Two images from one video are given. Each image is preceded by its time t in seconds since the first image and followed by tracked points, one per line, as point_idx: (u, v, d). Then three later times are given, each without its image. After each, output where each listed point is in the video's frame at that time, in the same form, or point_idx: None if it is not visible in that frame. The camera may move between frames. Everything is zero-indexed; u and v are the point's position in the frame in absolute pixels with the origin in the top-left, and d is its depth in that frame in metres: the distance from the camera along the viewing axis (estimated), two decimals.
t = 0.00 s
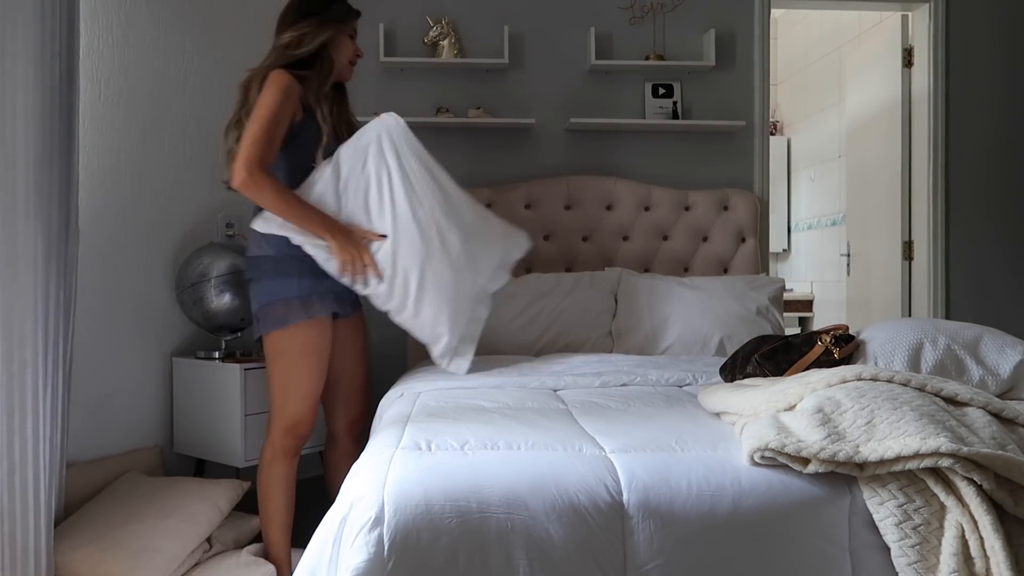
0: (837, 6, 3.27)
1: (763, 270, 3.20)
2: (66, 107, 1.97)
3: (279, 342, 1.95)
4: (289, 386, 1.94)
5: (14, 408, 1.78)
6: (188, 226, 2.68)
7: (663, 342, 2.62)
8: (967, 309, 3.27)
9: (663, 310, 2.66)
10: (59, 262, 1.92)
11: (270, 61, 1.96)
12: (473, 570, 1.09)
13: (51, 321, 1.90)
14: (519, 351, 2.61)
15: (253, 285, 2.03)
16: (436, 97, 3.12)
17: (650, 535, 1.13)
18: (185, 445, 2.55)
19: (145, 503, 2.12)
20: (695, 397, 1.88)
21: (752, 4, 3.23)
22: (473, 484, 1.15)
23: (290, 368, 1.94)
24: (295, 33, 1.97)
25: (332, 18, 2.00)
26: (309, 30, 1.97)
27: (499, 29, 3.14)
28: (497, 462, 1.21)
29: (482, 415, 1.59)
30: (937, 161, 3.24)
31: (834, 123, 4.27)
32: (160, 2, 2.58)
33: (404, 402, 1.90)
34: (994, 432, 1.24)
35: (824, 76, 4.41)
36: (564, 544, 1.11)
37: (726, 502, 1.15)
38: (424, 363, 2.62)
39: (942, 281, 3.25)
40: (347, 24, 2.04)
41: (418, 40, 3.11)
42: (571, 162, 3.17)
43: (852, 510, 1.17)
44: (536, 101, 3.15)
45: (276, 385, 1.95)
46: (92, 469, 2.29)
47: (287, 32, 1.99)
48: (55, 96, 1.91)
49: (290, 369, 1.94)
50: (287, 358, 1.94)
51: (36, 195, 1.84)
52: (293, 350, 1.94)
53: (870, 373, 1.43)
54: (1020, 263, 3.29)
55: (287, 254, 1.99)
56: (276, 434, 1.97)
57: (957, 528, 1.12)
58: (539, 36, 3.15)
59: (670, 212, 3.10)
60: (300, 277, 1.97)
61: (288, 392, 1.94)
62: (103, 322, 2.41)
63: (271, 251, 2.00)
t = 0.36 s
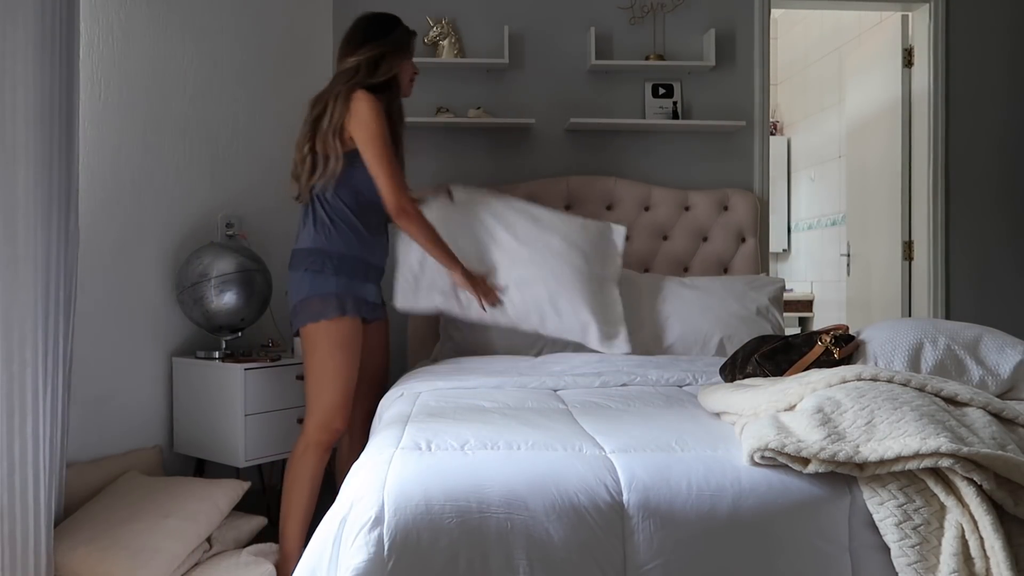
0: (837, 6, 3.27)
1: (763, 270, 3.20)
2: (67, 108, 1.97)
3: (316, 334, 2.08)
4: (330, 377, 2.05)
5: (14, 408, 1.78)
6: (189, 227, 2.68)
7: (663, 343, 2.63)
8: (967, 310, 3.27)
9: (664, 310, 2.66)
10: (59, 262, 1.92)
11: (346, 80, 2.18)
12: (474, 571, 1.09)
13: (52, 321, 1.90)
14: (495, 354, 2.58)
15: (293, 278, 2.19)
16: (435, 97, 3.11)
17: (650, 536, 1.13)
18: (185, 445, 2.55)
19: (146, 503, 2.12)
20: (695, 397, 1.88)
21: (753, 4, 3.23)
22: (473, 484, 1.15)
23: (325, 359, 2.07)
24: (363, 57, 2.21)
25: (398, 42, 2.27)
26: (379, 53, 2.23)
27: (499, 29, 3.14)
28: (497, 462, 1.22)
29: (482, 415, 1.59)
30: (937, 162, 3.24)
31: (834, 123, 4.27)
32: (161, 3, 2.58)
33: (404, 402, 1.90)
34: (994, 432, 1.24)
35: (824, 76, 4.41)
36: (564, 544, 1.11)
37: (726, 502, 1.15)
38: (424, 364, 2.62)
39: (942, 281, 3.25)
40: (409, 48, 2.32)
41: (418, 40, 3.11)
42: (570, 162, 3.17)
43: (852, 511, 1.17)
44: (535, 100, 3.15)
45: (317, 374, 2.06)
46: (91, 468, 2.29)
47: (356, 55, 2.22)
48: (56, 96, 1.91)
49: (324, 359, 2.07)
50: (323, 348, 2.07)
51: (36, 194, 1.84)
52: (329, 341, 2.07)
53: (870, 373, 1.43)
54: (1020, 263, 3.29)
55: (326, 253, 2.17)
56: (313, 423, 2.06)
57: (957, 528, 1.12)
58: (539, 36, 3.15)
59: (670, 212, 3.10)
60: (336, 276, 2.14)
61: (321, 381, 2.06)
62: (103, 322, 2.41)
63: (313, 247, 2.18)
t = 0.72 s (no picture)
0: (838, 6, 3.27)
1: (763, 270, 3.20)
2: (67, 108, 1.97)
3: (338, 324, 2.08)
4: (351, 367, 2.05)
5: (14, 408, 1.78)
6: (189, 227, 2.68)
7: (663, 343, 2.63)
8: (967, 310, 3.27)
9: (664, 311, 2.67)
10: (59, 261, 1.92)
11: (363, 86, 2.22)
12: (474, 571, 1.09)
13: (52, 321, 1.90)
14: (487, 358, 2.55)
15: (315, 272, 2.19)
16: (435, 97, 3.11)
17: (650, 536, 1.13)
18: (185, 445, 2.55)
19: (146, 503, 2.13)
20: (695, 397, 1.88)
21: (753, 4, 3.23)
22: (473, 484, 1.15)
23: (346, 350, 2.06)
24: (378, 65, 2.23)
25: (415, 47, 2.27)
26: (393, 58, 2.24)
27: (499, 29, 3.14)
28: (497, 462, 1.22)
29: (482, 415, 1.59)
30: (937, 162, 3.24)
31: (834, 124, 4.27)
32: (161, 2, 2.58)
33: (404, 403, 1.90)
34: (994, 432, 1.24)
35: (824, 76, 4.41)
36: (564, 544, 1.11)
37: (726, 503, 1.15)
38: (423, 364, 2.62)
39: (942, 281, 3.25)
40: (428, 52, 2.31)
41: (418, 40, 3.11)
42: (571, 162, 3.17)
43: (851, 511, 1.18)
44: (535, 100, 3.15)
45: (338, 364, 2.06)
46: (91, 468, 2.29)
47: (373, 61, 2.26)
48: (55, 96, 1.91)
49: (346, 350, 2.06)
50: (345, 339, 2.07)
51: (36, 194, 1.84)
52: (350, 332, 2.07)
53: (870, 373, 1.43)
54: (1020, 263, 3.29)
55: (347, 246, 2.18)
56: (333, 414, 2.06)
57: (957, 528, 1.12)
58: (539, 36, 3.15)
59: (670, 212, 3.10)
60: (356, 268, 2.14)
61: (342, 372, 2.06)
62: (103, 322, 2.41)
63: (334, 241, 2.20)
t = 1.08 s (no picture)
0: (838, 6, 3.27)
1: (763, 269, 3.20)
2: (67, 108, 1.97)
3: (333, 323, 2.08)
4: (347, 368, 2.05)
5: (14, 408, 1.78)
6: (189, 226, 2.69)
7: (663, 344, 2.64)
8: (967, 310, 3.27)
9: (665, 312, 2.67)
10: (59, 261, 1.92)
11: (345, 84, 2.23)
12: (474, 571, 1.09)
13: (52, 321, 1.90)
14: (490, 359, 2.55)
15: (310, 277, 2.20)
16: (435, 97, 3.11)
17: (650, 536, 1.13)
18: (185, 445, 2.55)
19: (146, 503, 2.13)
20: (695, 397, 1.88)
21: (753, 4, 3.23)
22: (473, 484, 1.15)
23: (343, 349, 2.07)
24: (359, 63, 2.24)
25: (395, 44, 2.26)
26: (375, 55, 2.24)
27: (499, 29, 3.14)
28: (497, 462, 1.22)
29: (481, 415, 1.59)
30: (937, 162, 3.24)
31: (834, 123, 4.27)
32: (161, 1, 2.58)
33: (404, 403, 1.90)
34: (994, 432, 1.24)
35: (824, 76, 4.41)
36: (564, 544, 1.11)
37: (726, 503, 1.15)
38: (423, 364, 2.62)
39: (942, 281, 3.25)
40: (411, 48, 2.29)
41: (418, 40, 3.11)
42: (571, 162, 3.17)
43: (851, 511, 1.18)
44: (535, 100, 3.15)
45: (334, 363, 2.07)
46: (91, 468, 2.29)
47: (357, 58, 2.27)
48: (55, 96, 1.91)
49: (342, 350, 2.07)
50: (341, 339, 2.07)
51: (36, 194, 1.84)
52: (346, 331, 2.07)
53: (870, 373, 1.43)
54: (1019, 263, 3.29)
55: (336, 247, 2.18)
56: (330, 415, 2.06)
57: (957, 528, 1.12)
58: (539, 36, 3.15)
59: (670, 212, 3.10)
60: (346, 269, 2.14)
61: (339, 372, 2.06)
62: (103, 322, 2.41)
63: (326, 244, 2.20)
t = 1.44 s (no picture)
0: (838, 6, 3.27)
1: (763, 269, 3.20)
2: (67, 108, 1.97)
3: (312, 329, 2.08)
4: (329, 373, 2.05)
5: (14, 408, 1.78)
6: (189, 226, 2.69)
7: (663, 343, 2.64)
8: (968, 310, 3.27)
9: (665, 312, 2.67)
10: (59, 262, 1.92)
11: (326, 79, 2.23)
12: (474, 571, 1.09)
13: (53, 321, 1.90)
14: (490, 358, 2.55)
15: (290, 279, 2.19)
16: (436, 96, 3.11)
17: (650, 536, 1.13)
18: (185, 445, 2.55)
19: (146, 503, 2.13)
20: (695, 397, 1.88)
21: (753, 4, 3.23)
22: (473, 484, 1.15)
23: (322, 355, 2.07)
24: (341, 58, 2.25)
25: (381, 34, 2.24)
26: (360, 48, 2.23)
27: (499, 29, 3.14)
28: (496, 462, 1.22)
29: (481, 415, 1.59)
30: (938, 162, 3.24)
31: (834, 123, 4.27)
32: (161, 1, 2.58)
33: (403, 403, 1.90)
34: (994, 432, 1.24)
35: (824, 76, 4.41)
36: (564, 544, 1.11)
37: (726, 503, 1.15)
38: (423, 364, 2.62)
39: (942, 281, 3.25)
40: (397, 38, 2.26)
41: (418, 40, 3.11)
42: (571, 162, 3.17)
43: (851, 511, 1.18)
44: (535, 100, 3.15)
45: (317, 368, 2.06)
46: (91, 468, 2.29)
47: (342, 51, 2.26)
48: (55, 96, 1.91)
49: (321, 355, 2.07)
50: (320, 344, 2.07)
51: (36, 195, 1.84)
52: (325, 336, 2.07)
53: (870, 373, 1.43)
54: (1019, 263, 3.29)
55: (313, 250, 2.17)
56: (315, 421, 2.06)
57: (957, 528, 1.12)
58: (539, 36, 3.15)
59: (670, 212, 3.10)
60: (322, 272, 2.12)
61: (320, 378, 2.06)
62: (103, 321, 2.41)
63: (305, 246, 2.19)
